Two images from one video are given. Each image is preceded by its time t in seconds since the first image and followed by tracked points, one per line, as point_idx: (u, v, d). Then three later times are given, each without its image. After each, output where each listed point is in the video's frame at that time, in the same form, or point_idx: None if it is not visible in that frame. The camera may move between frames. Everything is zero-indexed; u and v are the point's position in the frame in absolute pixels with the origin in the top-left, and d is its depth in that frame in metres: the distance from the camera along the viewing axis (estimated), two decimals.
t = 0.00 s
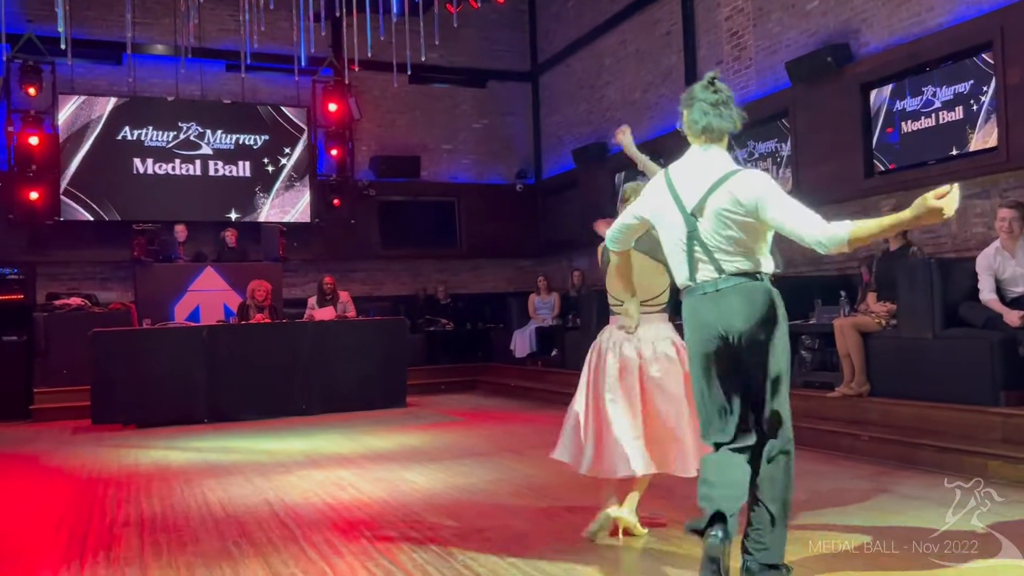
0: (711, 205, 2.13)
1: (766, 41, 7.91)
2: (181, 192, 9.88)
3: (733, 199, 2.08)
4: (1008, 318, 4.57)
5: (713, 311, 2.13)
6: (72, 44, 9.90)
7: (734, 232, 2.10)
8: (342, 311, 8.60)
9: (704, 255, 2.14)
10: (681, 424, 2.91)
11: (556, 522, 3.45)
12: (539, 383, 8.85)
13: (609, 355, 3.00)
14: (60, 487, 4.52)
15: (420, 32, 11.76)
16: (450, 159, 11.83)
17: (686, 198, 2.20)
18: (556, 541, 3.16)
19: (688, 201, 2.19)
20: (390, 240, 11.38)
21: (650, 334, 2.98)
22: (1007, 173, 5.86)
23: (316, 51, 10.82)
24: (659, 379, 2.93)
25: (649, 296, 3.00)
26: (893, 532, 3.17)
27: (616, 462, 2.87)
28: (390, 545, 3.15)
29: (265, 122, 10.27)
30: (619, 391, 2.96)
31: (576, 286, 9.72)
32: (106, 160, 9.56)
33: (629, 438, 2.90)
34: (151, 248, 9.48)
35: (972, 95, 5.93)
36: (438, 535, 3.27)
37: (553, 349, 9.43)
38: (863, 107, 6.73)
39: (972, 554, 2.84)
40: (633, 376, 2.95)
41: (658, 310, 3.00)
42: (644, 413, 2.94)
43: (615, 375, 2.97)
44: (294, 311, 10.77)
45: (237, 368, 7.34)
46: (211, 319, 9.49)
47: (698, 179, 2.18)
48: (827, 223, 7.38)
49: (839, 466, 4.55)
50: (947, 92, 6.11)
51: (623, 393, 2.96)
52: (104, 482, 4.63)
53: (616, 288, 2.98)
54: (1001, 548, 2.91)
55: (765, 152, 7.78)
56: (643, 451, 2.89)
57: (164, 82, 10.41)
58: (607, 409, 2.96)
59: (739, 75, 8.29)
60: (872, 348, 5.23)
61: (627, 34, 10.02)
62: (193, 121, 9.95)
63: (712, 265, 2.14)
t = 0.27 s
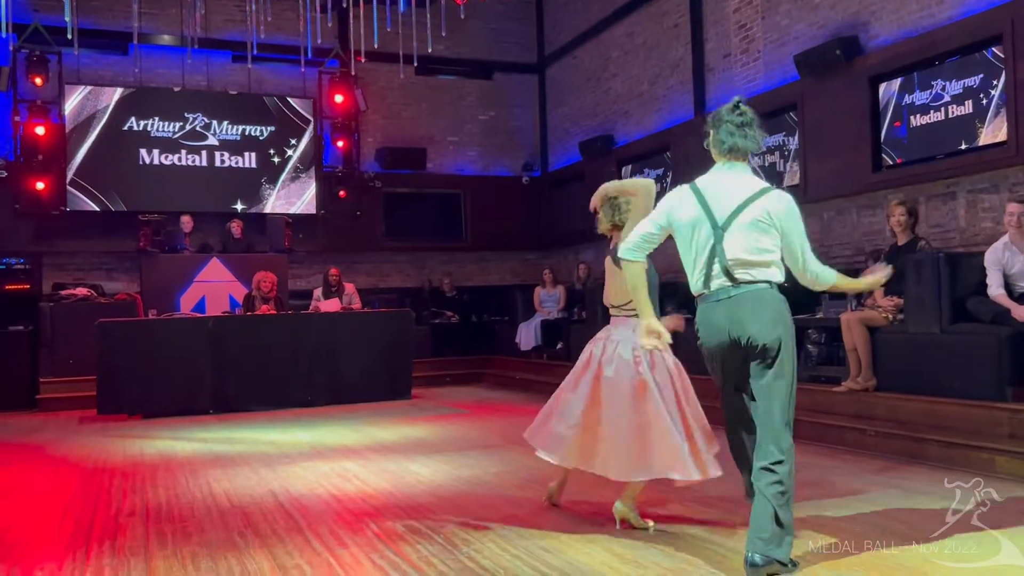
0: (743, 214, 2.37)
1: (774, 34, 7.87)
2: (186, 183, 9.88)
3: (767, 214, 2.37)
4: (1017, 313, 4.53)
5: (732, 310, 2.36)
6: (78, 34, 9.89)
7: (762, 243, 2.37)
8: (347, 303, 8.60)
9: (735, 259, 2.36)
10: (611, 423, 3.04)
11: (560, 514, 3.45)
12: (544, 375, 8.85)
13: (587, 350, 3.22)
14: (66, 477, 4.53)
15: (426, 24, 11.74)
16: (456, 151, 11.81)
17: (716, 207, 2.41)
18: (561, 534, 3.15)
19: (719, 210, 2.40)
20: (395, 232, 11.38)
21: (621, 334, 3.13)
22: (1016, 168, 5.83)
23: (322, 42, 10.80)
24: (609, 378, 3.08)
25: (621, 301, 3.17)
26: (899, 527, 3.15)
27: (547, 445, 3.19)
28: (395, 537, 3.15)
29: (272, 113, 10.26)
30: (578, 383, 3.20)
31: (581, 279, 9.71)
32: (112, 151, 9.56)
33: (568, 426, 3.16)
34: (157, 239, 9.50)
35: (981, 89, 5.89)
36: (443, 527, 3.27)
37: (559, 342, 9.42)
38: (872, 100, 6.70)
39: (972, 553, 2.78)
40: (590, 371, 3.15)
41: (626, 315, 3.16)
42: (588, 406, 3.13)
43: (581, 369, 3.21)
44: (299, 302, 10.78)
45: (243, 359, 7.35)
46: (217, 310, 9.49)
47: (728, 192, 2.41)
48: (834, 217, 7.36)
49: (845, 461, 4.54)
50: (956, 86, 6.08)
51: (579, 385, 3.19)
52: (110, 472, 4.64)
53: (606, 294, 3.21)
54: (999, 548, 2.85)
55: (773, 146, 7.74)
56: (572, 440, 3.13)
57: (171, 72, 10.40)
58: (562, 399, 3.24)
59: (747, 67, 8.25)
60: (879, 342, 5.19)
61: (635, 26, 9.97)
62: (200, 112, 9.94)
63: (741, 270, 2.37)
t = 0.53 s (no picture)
0: (756, 226, 2.80)
1: (782, 25, 7.83)
2: (192, 173, 9.88)
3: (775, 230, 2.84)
4: None
5: (744, 306, 2.77)
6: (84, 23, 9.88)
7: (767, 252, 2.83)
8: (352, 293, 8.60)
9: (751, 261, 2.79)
10: (574, 417, 3.15)
11: (565, 504, 3.46)
12: (549, 366, 8.85)
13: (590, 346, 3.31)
14: (71, 465, 4.54)
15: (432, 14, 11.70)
16: (461, 142, 11.80)
17: (736, 209, 2.80)
18: (566, 524, 3.15)
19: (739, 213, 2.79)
20: (400, 222, 11.36)
21: (613, 332, 3.21)
22: None
23: (328, 32, 10.79)
24: (587, 373, 3.19)
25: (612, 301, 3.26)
26: (904, 520, 3.15)
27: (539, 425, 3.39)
28: (399, 526, 3.16)
29: (277, 103, 10.25)
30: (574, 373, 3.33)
31: (586, 270, 9.70)
32: (118, 140, 9.57)
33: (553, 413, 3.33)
34: (163, 227, 9.41)
35: (990, 81, 5.87)
36: (448, 516, 3.28)
37: (563, 333, 9.41)
38: (880, 93, 6.67)
39: (974, 551, 2.75)
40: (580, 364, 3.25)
41: (618, 314, 3.24)
42: (569, 396, 3.26)
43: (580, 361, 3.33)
44: (304, 293, 10.78)
45: (247, 348, 7.35)
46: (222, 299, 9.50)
47: (745, 199, 2.82)
48: (841, 209, 7.34)
49: (849, 453, 4.54)
50: (965, 78, 6.06)
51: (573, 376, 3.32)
52: (115, 460, 4.65)
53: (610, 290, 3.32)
54: (1002, 545, 2.81)
55: (780, 138, 7.71)
56: (550, 426, 3.30)
57: (176, 61, 10.40)
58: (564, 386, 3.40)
59: (754, 59, 8.22)
60: (885, 335, 5.19)
61: (642, 17, 9.94)
62: (205, 101, 9.94)
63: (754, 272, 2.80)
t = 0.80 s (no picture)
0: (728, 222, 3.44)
1: (789, 17, 7.79)
2: (197, 163, 9.87)
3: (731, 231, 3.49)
4: None
5: (729, 285, 3.31)
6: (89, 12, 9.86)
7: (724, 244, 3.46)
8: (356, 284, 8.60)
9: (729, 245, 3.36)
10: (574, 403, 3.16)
11: (569, 496, 3.46)
12: (553, 358, 8.85)
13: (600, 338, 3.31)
14: (76, 454, 4.55)
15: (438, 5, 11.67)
16: (466, 134, 11.77)
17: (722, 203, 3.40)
18: (570, 516, 3.15)
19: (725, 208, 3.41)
20: (405, 214, 11.35)
21: (620, 322, 3.20)
22: None
23: (333, 22, 10.75)
24: (591, 363, 3.18)
25: (617, 294, 3.23)
26: (910, 514, 3.14)
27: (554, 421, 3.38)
28: (403, 516, 3.15)
29: (282, 93, 10.23)
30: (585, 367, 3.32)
31: (591, 263, 9.69)
32: (123, 129, 9.56)
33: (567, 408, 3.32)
34: (168, 218, 9.41)
35: (999, 73, 5.83)
36: (452, 507, 3.28)
37: (567, 326, 9.40)
38: (887, 85, 6.64)
39: (976, 549, 2.70)
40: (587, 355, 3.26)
41: (623, 305, 3.21)
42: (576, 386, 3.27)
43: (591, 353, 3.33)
44: (308, 283, 10.78)
45: (251, 339, 7.36)
46: (227, 290, 9.50)
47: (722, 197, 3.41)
48: (847, 202, 7.32)
49: (854, 447, 4.53)
50: (973, 71, 6.02)
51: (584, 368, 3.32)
52: (120, 449, 4.66)
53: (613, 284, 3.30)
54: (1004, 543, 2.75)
55: (786, 130, 7.68)
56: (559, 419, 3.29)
57: (181, 51, 10.38)
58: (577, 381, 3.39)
59: (761, 50, 8.18)
60: (890, 328, 5.16)
61: (648, 8, 9.89)
62: (210, 91, 9.92)
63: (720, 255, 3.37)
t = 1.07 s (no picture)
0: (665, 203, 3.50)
1: (795, 9, 7.76)
2: (201, 154, 9.87)
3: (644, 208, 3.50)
4: None
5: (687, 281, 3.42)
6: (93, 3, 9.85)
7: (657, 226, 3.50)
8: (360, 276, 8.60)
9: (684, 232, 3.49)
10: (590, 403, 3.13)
11: (573, 488, 3.45)
12: (556, 351, 8.85)
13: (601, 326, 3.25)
14: (80, 444, 4.55)
15: None
16: (470, 125, 11.75)
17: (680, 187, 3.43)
18: (574, 508, 3.14)
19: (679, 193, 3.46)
20: (408, 206, 11.34)
21: (623, 313, 3.15)
22: None
23: (337, 13, 10.73)
24: (602, 360, 3.13)
25: (623, 286, 3.15)
26: (915, 508, 3.13)
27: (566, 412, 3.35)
28: (406, 508, 3.15)
29: (286, 84, 10.22)
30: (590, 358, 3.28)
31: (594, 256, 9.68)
32: (127, 120, 9.55)
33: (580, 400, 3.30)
34: (172, 209, 9.46)
35: (1006, 67, 5.81)
36: (455, 498, 3.28)
37: (571, 318, 9.39)
38: (893, 78, 6.60)
39: (979, 543, 2.68)
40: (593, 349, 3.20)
41: (628, 297, 3.15)
42: (586, 379, 3.23)
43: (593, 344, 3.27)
44: (312, 275, 10.79)
45: (255, 330, 7.36)
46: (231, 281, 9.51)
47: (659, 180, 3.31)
48: (851, 195, 7.31)
49: (858, 440, 4.52)
50: (979, 64, 6.00)
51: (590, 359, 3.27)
52: (123, 439, 4.66)
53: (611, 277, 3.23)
54: (1007, 539, 2.73)
55: (791, 123, 7.66)
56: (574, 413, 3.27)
57: (185, 42, 10.36)
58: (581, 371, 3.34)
59: (766, 43, 8.15)
60: (895, 322, 5.15)
61: None
62: (214, 82, 9.91)
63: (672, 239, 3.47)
